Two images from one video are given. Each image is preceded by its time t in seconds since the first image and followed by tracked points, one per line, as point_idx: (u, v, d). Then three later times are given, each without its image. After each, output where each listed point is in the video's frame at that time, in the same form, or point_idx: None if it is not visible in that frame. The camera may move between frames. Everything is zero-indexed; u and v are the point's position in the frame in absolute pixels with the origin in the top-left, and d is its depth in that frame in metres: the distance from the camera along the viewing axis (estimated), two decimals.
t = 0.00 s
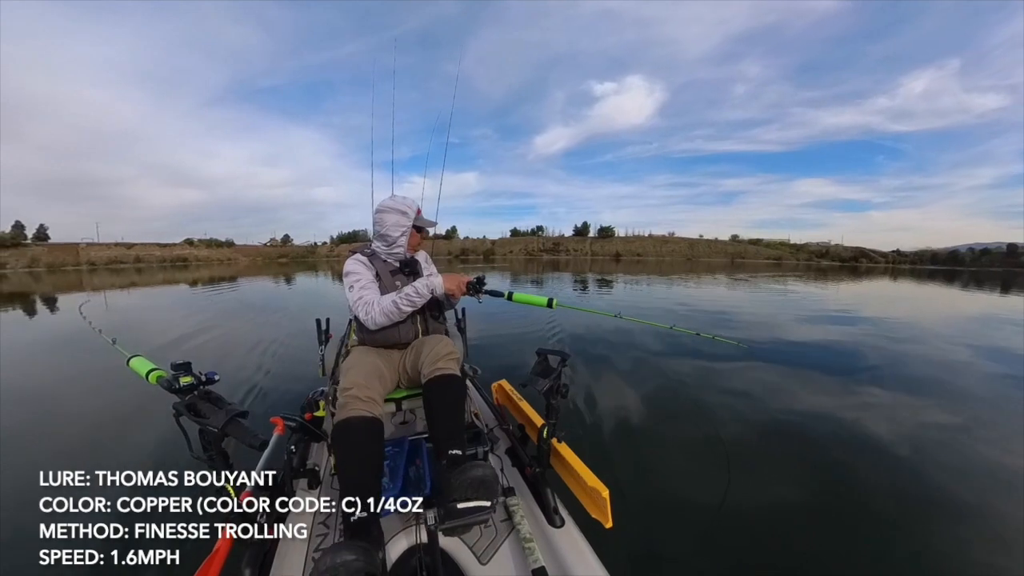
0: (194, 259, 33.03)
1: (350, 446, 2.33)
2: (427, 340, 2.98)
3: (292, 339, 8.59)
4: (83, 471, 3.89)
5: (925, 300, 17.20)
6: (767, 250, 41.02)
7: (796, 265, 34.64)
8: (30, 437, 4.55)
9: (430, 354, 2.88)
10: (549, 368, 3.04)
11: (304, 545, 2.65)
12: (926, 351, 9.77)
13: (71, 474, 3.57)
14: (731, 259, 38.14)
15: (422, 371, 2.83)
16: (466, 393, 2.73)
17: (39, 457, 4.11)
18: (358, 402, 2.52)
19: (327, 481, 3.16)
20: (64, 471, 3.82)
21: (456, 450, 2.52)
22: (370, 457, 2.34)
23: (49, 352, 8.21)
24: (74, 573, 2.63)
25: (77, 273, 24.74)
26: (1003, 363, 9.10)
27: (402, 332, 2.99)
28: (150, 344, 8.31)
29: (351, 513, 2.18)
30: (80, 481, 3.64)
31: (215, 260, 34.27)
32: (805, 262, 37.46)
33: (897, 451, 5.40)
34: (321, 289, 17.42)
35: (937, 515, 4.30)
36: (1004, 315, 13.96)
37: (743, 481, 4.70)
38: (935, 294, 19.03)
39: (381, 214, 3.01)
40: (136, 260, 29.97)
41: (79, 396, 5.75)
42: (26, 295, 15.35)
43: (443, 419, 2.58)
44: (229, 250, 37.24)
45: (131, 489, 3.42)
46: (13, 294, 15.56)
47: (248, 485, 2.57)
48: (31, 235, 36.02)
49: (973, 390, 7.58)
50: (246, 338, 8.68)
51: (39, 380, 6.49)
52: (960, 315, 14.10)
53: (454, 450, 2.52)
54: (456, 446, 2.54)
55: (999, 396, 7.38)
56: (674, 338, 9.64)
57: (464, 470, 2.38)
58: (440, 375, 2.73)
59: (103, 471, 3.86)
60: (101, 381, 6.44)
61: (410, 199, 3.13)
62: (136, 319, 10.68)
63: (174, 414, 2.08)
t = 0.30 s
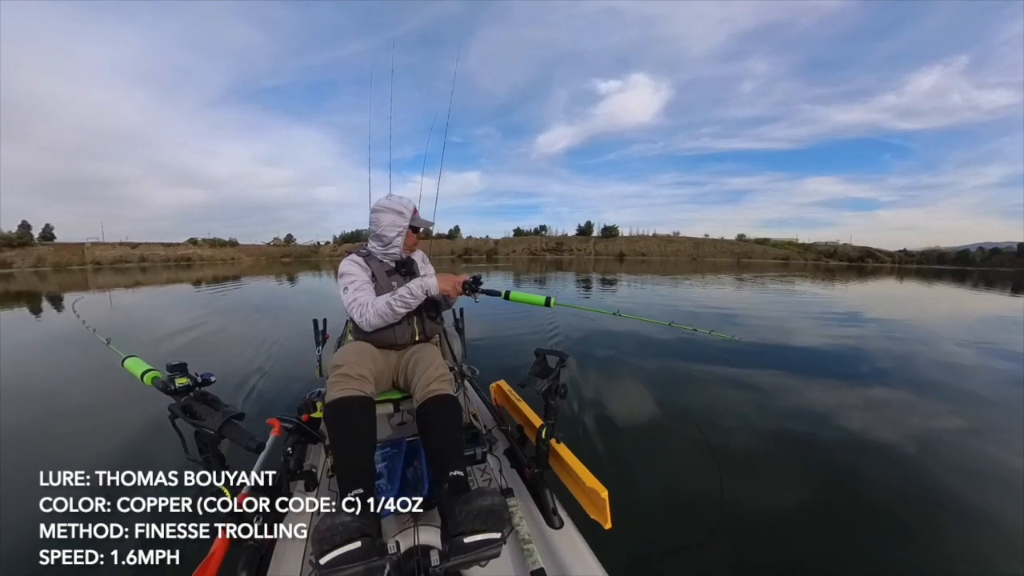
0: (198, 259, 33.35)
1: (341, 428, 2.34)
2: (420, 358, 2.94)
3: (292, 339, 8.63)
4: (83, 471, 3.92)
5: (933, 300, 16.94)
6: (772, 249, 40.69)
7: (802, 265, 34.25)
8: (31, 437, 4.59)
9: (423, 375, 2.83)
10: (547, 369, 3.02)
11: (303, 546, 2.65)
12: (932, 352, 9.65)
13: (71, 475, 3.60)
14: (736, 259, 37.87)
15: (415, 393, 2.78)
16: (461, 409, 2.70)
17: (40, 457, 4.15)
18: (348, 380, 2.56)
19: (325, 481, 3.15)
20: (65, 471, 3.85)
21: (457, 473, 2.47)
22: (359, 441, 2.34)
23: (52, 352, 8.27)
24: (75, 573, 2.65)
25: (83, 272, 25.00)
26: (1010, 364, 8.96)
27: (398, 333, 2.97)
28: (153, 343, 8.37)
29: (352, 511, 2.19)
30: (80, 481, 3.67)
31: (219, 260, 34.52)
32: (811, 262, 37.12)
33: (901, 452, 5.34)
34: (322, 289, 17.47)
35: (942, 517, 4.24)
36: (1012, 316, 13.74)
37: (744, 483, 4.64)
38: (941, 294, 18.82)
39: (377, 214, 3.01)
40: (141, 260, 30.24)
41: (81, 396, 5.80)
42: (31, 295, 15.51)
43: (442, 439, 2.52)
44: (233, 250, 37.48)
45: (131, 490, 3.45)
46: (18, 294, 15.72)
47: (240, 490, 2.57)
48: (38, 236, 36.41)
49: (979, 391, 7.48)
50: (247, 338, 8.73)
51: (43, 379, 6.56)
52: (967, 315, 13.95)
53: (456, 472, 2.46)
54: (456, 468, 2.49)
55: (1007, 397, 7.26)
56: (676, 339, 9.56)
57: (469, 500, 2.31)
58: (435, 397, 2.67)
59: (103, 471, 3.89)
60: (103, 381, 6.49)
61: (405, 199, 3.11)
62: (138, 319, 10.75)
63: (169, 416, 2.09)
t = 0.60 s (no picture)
0: (202, 259, 33.58)
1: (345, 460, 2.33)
2: (426, 334, 2.94)
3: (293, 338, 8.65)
4: (83, 471, 3.95)
5: (942, 301, 16.66)
6: (779, 249, 40.34)
7: (810, 265, 33.82)
8: (32, 437, 4.62)
9: (429, 348, 2.84)
10: (548, 369, 3.00)
11: (302, 546, 2.65)
12: (939, 353, 9.51)
13: (71, 475, 3.63)
14: (742, 259, 37.57)
15: (422, 363, 2.80)
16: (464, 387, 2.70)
17: (41, 457, 4.18)
18: (351, 412, 2.52)
19: (324, 483, 3.16)
20: (64, 471, 3.88)
21: (454, 443, 2.55)
22: (362, 461, 2.34)
23: (57, 352, 8.34)
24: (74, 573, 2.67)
25: (88, 271, 25.21)
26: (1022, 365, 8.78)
27: (399, 332, 2.97)
28: (156, 343, 8.42)
29: (351, 512, 2.21)
30: (79, 481, 3.69)
31: (223, 260, 34.73)
32: (819, 262, 36.74)
33: (907, 454, 5.26)
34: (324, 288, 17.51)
35: (948, 520, 4.16)
36: None
37: (747, 484, 4.59)
38: (950, 295, 18.55)
39: (376, 214, 2.99)
40: (146, 260, 30.49)
41: (84, 396, 5.84)
42: (37, 294, 15.69)
43: (440, 415, 2.57)
44: (238, 250, 37.69)
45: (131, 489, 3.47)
46: (22, 293, 15.88)
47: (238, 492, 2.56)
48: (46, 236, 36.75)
49: (987, 393, 7.36)
50: (249, 337, 8.76)
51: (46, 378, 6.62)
52: (976, 316, 13.74)
53: (451, 443, 2.53)
54: (452, 438, 2.56)
55: (1018, 399, 7.11)
56: (678, 339, 9.49)
57: (460, 464, 2.46)
58: (440, 367, 2.70)
59: (103, 471, 3.91)
60: (106, 380, 6.54)
61: (405, 198, 3.09)
62: (141, 319, 10.81)
63: (168, 416, 2.09)
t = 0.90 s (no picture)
0: (207, 259, 33.93)
1: (344, 447, 2.30)
2: (421, 347, 2.97)
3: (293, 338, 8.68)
4: (84, 471, 3.97)
5: (951, 301, 16.39)
6: (785, 248, 39.95)
7: (817, 266, 33.36)
8: (34, 436, 4.66)
9: (423, 363, 2.87)
10: (546, 368, 2.98)
11: (301, 546, 2.65)
12: (948, 354, 9.35)
13: (71, 475, 3.65)
14: (748, 258, 37.25)
15: (416, 379, 2.82)
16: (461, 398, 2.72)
17: (43, 457, 4.22)
18: (348, 393, 2.55)
19: (322, 484, 3.15)
20: (65, 471, 3.91)
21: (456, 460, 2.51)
22: (360, 450, 2.32)
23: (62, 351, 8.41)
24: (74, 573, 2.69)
25: (93, 271, 25.42)
26: None
27: (397, 332, 2.95)
28: (160, 342, 8.48)
29: (352, 512, 2.19)
30: (80, 481, 3.72)
31: (227, 259, 34.95)
32: (825, 262, 36.38)
33: (914, 456, 5.17)
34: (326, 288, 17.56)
35: (956, 523, 4.08)
36: None
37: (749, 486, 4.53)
38: (960, 295, 18.28)
39: (378, 213, 2.98)
40: (151, 259, 30.75)
41: (87, 396, 5.89)
42: (42, 293, 15.82)
43: (439, 430, 2.56)
44: (244, 250, 37.98)
45: (131, 490, 3.49)
46: (27, 292, 16.03)
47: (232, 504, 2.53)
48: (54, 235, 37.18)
49: (997, 395, 7.22)
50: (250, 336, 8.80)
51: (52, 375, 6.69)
52: (985, 316, 13.52)
53: (453, 459, 2.50)
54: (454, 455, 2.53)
55: None
56: (681, 339, 9.41)
57: (465, 482, 2.37)
58: (434, 383, 2.71)
59: (104, 471, 3.94)
60: (110, 379, 6.59)
61: (408, 199, 3.10)
62: (145, 318, 10.89)
63: (164, 418, 2.10)
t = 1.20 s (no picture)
0: (211, 258, 34.22)
1: (347, 447, 2.31)
2: (416, 353, 2.93)
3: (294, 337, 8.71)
4: (84, 471, 4.00)
5: (960, 302, 16.11)
6: (791, 247, 39.56)
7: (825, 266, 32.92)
8: (37, 436, 4.71)
9: (421, 370, 2.82)
10: (546, 369, 2.95)
11: (299, 546, 2.66)
12: (956, 355, 9.19)
13: (71, 475, 3.68)
14: (754, 258, 36.93)
15: (414, 387, 2.78)
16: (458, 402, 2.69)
17: (45, 457, 4.25)
18: (344, 386, 2.53)
19: (320, 485, 3.16)
20: (65, 471, 3.94)
21: (455, 466, 2.52)
22: (359, 454, 2.33)
23: (66, 351, 8.48)
24: (74, 573, 2.71)
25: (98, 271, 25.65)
26: None
27: (393, 331, 2.93)
28: (163, 341, 8.55)
29: (351, 512, 2.20)
30: (80, 481, 3.75)
31: (232, 259, 35.19)
32: (832, 261, 36.02)
33: (921, 459, 5.09)
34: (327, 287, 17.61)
35: (967, 529, 4.01)
36: None
37: (751, 491, 4.47)
38: (967, 295, 18.04)
39: (374, 212, 2.97)
40: (156, 259, 31.02)
41: (90, 395, 5.93)
42: (46, 293, 15.96)
43: (438, 439, 2.55)
44: (248, 250, 38.25)
45: (131, 490, 3.51)
46: (32, 292, 16.20)
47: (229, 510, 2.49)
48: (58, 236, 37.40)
49: (1005, 396, 7.11)
50: (251, 336, 8.84)
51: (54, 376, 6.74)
52: (992, 317, 13.35)
53: (452, 465, 2.51)
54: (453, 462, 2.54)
55: None
56: (683, 340, 9.33)
57: (468, 494, 2.33)
58: (431, 390, 2.67)
59: (102, 472, 3.96)
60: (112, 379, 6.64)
61: (403, 198, 3.08)
62: (148, 317, 10.97)
63: (160, 418, 2.10)
